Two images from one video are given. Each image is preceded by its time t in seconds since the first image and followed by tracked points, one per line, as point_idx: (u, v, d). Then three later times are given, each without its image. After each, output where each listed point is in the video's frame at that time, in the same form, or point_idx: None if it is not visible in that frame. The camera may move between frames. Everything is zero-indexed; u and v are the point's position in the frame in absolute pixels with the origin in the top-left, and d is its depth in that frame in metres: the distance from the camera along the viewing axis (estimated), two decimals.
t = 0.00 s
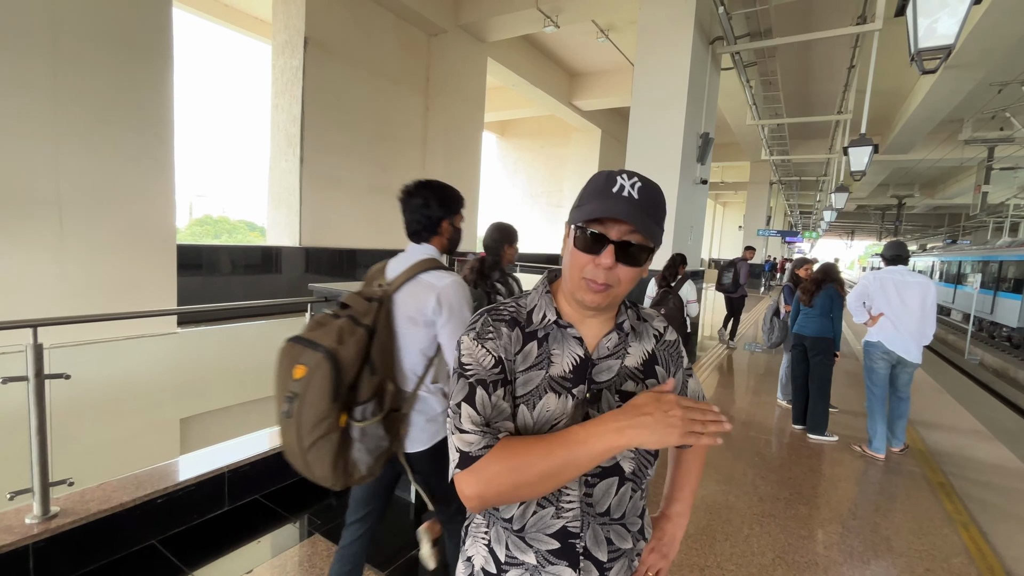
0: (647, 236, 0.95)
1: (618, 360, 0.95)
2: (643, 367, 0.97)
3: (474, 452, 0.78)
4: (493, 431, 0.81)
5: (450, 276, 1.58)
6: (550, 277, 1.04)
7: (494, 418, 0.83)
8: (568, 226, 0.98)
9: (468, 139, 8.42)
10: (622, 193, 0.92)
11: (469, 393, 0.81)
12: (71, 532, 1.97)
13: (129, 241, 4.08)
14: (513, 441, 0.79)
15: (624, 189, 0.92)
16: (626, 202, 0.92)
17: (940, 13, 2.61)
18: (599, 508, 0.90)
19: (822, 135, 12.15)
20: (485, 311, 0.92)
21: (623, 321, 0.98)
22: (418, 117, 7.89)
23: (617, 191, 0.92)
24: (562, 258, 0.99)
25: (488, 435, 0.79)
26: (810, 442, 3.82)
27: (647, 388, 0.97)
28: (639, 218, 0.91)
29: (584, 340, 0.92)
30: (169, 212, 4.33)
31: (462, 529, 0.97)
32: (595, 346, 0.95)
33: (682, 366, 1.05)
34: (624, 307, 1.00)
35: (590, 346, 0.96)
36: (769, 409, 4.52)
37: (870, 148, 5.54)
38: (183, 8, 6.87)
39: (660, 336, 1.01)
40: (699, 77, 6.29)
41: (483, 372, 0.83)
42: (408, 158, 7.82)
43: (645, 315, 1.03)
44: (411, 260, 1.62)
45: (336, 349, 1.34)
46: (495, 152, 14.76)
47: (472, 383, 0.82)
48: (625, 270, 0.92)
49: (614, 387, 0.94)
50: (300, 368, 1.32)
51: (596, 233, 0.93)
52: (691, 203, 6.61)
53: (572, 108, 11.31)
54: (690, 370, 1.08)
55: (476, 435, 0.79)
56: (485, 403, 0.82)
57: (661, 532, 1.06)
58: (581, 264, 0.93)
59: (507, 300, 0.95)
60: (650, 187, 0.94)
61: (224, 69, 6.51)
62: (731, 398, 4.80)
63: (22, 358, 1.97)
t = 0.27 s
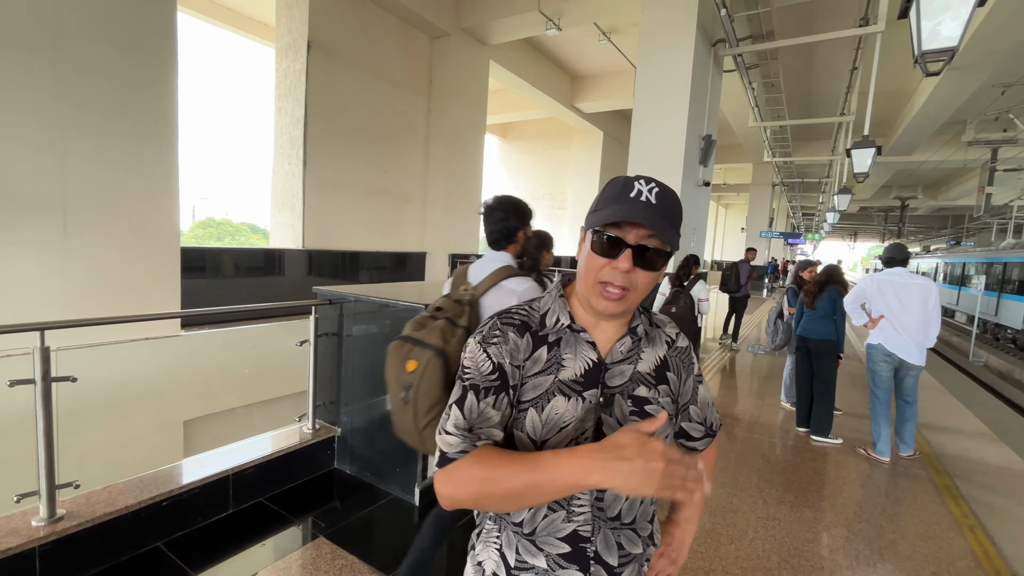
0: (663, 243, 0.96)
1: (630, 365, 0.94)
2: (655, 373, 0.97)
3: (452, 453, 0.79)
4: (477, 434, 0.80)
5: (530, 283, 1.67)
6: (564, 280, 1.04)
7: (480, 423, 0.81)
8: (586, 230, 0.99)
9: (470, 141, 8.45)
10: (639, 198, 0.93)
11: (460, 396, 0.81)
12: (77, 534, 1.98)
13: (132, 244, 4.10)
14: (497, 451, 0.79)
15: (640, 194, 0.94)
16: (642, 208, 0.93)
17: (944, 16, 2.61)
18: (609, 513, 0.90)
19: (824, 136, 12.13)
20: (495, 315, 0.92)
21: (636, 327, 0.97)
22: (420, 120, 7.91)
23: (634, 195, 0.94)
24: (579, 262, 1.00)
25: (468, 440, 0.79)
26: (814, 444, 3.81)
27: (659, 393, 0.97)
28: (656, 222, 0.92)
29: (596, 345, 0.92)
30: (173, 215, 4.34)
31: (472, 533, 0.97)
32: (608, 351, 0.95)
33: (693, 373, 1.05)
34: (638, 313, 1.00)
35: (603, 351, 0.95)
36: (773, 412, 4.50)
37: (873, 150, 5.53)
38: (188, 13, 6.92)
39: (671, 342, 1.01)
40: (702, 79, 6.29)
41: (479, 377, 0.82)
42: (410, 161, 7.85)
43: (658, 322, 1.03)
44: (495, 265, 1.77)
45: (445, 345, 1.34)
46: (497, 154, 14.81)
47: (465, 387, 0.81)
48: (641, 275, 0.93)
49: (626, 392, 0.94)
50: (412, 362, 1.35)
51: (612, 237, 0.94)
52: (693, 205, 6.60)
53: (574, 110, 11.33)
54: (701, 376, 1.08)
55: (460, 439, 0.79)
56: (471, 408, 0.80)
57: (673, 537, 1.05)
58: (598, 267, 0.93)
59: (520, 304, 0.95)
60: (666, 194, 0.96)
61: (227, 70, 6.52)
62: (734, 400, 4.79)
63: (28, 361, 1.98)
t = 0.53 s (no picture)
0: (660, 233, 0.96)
1: (632, 365, 0.94)
2: (659, 373, 0.97)
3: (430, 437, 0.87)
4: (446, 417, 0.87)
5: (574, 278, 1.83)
6: (567, 282, 1.05)
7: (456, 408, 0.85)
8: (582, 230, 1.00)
9: (471, 141, 8.44)
10: (632, 192, 0.94)
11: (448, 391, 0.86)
12: (80, 534, 1.99)
13: (134, 244, 4.10)
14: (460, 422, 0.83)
15: (632, 188, 0.95)
16: (635, 199, 0.93)
17: (946, 15, 2.60)
18: (613, 513, 0.90)
19: (826, 136, 12.11)
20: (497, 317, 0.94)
21: (637, 327, 0.98)
22: (421, 120, 7.91)
23: (625, 190, 0.95)
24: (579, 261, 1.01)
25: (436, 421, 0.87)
26: (816, 444, 3.81)
27: (662, 393, 0.96)
28: (650, 214, 0.93)
29: (596, 345, 0.93)
30: (175, 215, 4.34)
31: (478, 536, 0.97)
32: (609, 351, 0.96)
33: (700, 374, 1.05)
34: (640, 312, 1.01)
35: (604, 351, 0.96)
36: (775, 412, 4.50)
37: (874, 149, 5.52)
38: (189, 13, 6.92)
39: (676, 342, 1.01)
40: (703, 78, 6.28)
41: (472, 374, 0.87)
42: (411, 161, 7.85)
43: (662, 322, 1.03)
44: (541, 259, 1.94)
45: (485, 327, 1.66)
46: (498, 154, 14.81)
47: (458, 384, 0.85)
48: (641, 266, 0.93)
49: (629, 391, 0.93)
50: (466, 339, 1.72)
51: (607, 232, 0.94)
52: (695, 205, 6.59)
53: (575, 110, 11.32)
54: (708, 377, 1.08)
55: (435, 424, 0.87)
56: (457, 403, 0.87)
57: (678, 541, 1.08)
58: (597, 263, 0.94)
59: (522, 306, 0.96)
60: (658, 185, 0.96)
61: (228, 70, 6.52)
62: (736, 400, 4.78)
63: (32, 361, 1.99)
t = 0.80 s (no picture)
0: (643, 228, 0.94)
1: (628, 363, 0.95)
2: (657, 371, 0.96)
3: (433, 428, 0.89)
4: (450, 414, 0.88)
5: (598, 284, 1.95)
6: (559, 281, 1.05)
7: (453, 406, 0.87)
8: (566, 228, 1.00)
9: (471, 141, 8.44)
10: (611, 188, 0.94)
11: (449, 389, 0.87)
12: (81, 533, 1.99)
13: (134, 244, 4.10)
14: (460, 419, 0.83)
15: (612, 184, 0.94)
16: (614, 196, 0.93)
17: (947, 13, 2.60)
18: (608, 512, 0.90)
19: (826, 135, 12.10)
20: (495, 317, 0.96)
21: (633, 325, 0.98)
22: (421, 119, 7.91)
23: (605, 187, 0.94)
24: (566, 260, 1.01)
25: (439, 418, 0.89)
26: (817, 443, 3.81)
27: (659, 392, 0.96)
28: (630, 210, 0.92)
29: (591, 343, 0.94)
30: (175, 215, 4.34)
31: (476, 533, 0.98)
32: (605, 348, 0.96)
33: (701, 373, 1.04)
34: (638, 309, 1.01)
35: (599, 349, 0.96)
36: (776, 411, 4.49)
37: (875, 148, 5.51)
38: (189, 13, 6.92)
39: (675, 340, 1.00)
40: (703, 77, 6.27)
41: (470, 373, 0.87)
42: (412, 161, 7.84)
43: (660, 320, 1.03)
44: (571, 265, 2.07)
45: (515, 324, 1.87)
46: (498, 154, 14.81)
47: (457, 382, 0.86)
48: (626, 262, 0.93)
49: (624, 389, 0.94)
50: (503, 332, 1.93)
51: (589, 229, 0.94)
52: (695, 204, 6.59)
53: (575, 110, 11.31)
54: (712, 376, 1.06)
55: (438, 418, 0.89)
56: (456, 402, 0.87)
57: (681, 543, 1.07)
58: (581, 262, 0.94)
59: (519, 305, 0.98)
60: (639, 180, 0.95)
61: (228, 71, 6.53)
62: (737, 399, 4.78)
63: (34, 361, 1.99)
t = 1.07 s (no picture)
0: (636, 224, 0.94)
1: (628, 363, 0.94)
2: (657, 371, 0.96)
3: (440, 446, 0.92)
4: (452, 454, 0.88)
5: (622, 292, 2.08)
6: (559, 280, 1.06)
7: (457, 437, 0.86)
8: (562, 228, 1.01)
9: (473, 141, 8.44)
10: (602, 185, 0.94)
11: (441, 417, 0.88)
12: (85, 533, 1.99)
13: (138, 245, 4.12)
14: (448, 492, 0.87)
15: (603, 182, 0.95)
16: (605, 192, 0.93)
17: (950, 10, 2.59)
18: (608, 511, 0.90)
19: (829, 133, 12.05)
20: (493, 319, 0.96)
21: (632, 324, 0.97)
22: (423, 119, 7.91)
23: (597, 185, 0.95)
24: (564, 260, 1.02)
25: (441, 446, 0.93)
26: (820, 442, 3.80)
27: (660, 392, 0.95)
28: (622, 206, 0.92)
29: (591, 344, 0.93)
30: (178, 216, 4.36)
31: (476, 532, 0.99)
32: (604, 349, 0.95)
33: (701, 371, 1.03)
34: (637, 309, 1.00)
35: (598, 350, 0.96)
36: (779, 410, 4.48)
37: (878, 146, 5.49)
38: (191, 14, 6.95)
39: (675, 339, 1.00)
40: (705, 76, 6.26)
41: (462, 385, 0.86)
42: (413, 161, 7.85)
43: (661, 318, 1.02)
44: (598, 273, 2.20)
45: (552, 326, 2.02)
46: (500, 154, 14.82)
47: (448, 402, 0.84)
48: (621, 259, 0.93)
49: (624, 390, 0.93)
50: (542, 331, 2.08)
51: (582, 229, 0.95)
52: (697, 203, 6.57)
53: (577, 109, 11.30)
54: (711, 374, 1.06)
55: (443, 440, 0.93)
56: (455, 419, 0.85)
57: (678, 540, 1.07)
58: (576, 261, 0.94)
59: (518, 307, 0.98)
60: (630, 175, 0.95)
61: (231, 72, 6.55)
62: (739, 398, 4.77)
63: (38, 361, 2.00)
